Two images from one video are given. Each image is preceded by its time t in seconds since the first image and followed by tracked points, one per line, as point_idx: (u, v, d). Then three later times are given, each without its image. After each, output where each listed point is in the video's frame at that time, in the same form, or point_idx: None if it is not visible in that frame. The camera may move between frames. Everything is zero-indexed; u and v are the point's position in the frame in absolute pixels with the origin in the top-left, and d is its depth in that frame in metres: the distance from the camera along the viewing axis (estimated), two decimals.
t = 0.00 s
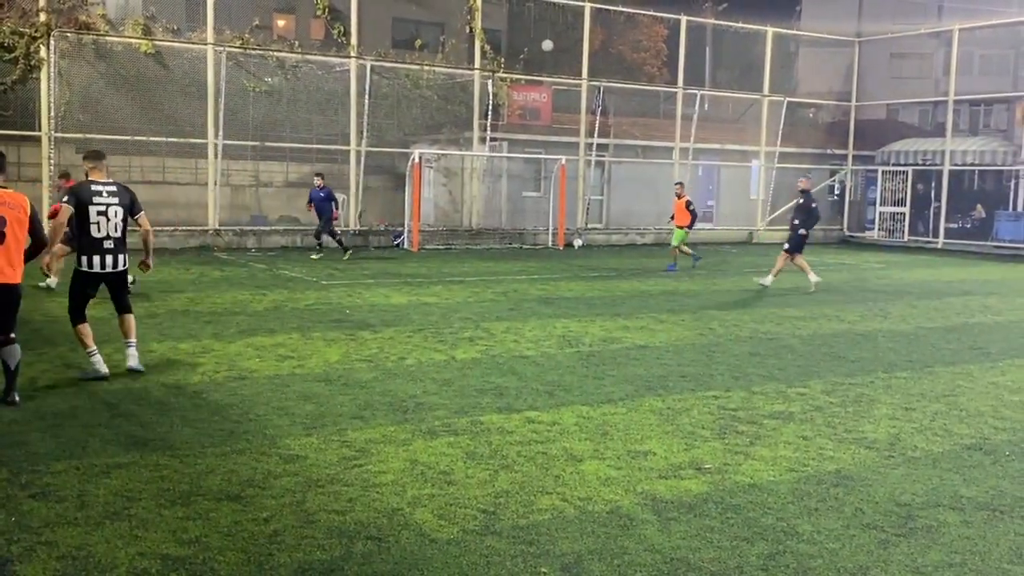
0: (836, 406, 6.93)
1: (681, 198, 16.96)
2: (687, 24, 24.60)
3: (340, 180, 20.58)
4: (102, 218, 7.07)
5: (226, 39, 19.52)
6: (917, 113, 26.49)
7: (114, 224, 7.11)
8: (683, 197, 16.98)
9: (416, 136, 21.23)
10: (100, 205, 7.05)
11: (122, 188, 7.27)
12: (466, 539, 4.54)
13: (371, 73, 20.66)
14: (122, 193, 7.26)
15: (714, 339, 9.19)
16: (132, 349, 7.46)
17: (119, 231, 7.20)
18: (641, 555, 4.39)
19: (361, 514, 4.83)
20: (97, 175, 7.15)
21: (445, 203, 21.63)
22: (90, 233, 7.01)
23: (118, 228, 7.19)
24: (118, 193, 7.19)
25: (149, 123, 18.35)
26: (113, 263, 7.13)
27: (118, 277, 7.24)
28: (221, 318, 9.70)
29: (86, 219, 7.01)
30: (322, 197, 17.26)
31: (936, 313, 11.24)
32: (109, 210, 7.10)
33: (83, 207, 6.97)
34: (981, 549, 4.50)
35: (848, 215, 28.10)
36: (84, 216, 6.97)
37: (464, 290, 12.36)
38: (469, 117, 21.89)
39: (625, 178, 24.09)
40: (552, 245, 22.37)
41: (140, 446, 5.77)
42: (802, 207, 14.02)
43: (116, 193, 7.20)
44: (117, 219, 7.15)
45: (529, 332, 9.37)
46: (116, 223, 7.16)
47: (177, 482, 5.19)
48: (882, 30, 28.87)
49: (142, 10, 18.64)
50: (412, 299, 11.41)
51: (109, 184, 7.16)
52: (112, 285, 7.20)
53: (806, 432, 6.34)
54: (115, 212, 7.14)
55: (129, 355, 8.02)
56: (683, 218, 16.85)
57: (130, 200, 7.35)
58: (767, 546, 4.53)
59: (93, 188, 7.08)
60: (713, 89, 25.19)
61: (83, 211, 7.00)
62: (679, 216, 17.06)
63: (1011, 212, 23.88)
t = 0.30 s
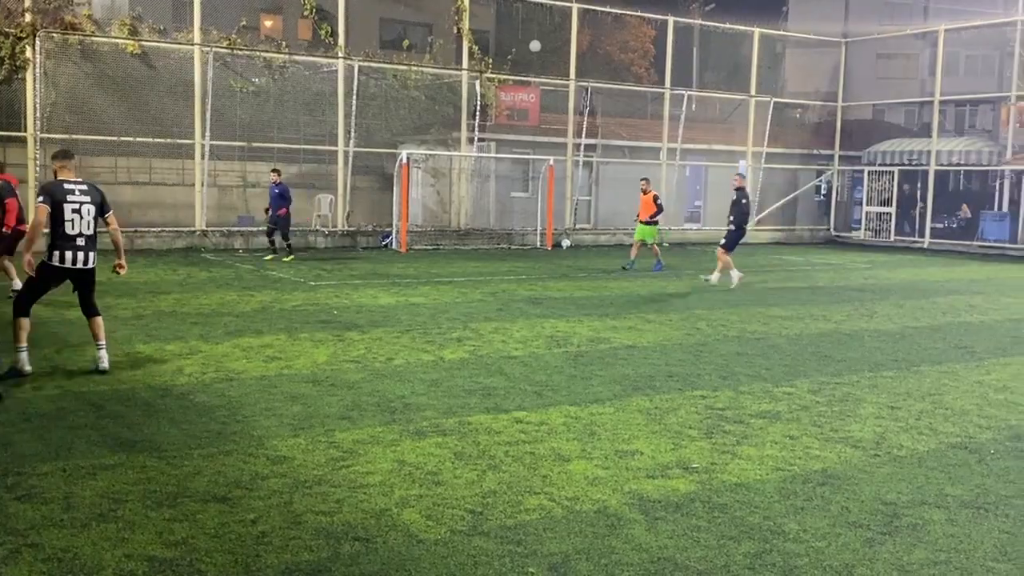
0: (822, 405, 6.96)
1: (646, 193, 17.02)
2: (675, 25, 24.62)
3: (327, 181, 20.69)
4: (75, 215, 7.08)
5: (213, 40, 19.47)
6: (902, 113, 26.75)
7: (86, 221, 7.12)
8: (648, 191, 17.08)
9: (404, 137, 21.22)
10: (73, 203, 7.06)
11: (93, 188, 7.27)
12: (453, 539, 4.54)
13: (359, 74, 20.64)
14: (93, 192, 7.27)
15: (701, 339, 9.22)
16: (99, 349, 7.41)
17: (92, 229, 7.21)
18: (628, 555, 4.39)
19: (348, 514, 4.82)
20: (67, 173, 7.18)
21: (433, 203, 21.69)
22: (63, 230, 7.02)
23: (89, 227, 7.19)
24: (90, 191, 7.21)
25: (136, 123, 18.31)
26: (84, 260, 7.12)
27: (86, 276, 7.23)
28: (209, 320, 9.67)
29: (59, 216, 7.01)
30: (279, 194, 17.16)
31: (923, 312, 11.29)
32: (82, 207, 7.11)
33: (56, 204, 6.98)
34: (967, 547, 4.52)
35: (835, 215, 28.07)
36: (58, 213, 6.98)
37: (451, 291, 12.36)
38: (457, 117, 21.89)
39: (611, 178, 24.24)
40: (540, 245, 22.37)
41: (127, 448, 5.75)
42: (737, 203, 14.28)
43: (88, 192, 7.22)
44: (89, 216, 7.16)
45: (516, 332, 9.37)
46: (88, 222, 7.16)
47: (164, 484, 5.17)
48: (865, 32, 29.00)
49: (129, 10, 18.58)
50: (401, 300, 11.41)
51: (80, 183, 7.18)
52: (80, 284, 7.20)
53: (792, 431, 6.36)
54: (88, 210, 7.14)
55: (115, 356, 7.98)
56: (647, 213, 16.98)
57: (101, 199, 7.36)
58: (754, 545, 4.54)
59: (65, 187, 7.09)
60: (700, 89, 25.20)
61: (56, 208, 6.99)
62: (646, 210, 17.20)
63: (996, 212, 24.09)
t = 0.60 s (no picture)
0: (806, 404, 6.98)
1: (615, 192, 16.48)
2: (659, 25, 24.71)
3: (312, 181, 20.58)
4: (48, 229, 7.08)
5: (197, 40, 19.39)
6: (886, 113, 26.78)
7: (59, 236, 7.11)
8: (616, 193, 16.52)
9: (389, 137, 21.19)
10: (45, 217, 7.05)
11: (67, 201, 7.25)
12: (438, 539, 4.54)
13: (344, 73, 20.62)
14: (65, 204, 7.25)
15: (686, 338, 9.24)
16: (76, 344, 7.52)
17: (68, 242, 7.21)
18: (611, 553, 4.41)
19: (333, 515, 4.82)
20: (44, 188, 7.16)
21: (419, 203, 21.65)
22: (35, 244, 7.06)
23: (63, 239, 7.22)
24: (66, 205, 7.17)
25: (118, 123, 18.21)
26: (57, 273, 7.15)
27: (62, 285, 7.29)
28: (193, 320, 9.64)
29: (31, 231, 7.05)
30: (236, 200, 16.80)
31: (906, 312, 11.34)
32: (55, 221, 7.09)
33: (27, 220, 7.01)
34: (947, 544, 4.55)
35: (818, 215, 28.34)
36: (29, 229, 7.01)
37: (437, 291, 12.34)
38: (442, 117, 21.87)
39: (596, 179, 24.15)
40: (526, 246, 22.39)
41: (111, 449, 5.73)
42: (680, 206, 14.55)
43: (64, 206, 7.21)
44: (63, 230, 7.14)
45: (502, 332, 9.37)
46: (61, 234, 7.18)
47: (148, 485, 5.16)
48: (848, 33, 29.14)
49: (112, 10, 18.48)
50: (386, 300, 11.39)
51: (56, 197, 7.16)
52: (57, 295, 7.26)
53: (776, 430, 6.39)
54: (62, 224, 7.12)
55: (99, 357, 7.94)
56: (615, 214, 16.48)
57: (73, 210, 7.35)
58: (737, 543, 4.56)
59: (41, 201, 7.10)
60: (684, 90, 25.29)
61: (28, 223, 7.03)
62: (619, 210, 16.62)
63: (978, 211, 24.26)
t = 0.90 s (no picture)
0: (788, 403, 7.00)
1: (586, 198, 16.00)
2: (643, 26, 24.78)
3: (296, 181, 20.47)
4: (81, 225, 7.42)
5: (179, 40, 19.29)
6: (868, 113, 26.90)
7: (85, 229, 7.37)
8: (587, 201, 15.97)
9: (373, 137, 21.14)
10: (82, 215, 7.45)
11: (113, 204, 7.55)
12: (421, 540, 4.52)
13: (327, 73, 20.56)
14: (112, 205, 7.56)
15: (670, 338, 9.25)
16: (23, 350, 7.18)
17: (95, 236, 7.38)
18: (596, 554, 4.40)
19: (317, 517, 4.79)
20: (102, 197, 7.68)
21: (403, 203, 21.51)
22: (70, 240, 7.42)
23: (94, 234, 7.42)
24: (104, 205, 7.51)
25: (99, 123, 18.08)
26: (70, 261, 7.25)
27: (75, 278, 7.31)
28: (175, 322, 9.59)
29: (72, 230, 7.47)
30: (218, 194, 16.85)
31: (888, 311, 11.39)
32: (88, 218, 7.43)
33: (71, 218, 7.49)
34: (929, 543, 4.57)
35: (801, 214, 28.40)
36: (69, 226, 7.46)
37: (421, 292, 12.31)
38: (426, 117, 21.83)
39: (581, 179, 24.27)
40: (510, 246, 22.37)
41: (92, 452, 5.68)
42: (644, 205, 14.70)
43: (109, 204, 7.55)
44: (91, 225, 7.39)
45: (486, 333, 9.35)
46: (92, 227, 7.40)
47: (129, 488, 5.12)
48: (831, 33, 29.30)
49: (92, 10, 18.38)
50: (370, 301, 11.35)
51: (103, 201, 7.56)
52: (66, 286, 7.26)
53: (759, 429, 6.40)
54: (91, 219, 7.41)
55: (80, 359, 7.89)
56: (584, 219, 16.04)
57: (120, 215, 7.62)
58: (720, 543, 4.56)
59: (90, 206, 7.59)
60: (668, 90, 25.35)
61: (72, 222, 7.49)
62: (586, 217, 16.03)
63: (960, 210, 24.39)
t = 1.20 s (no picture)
0: (765, 402, 7.04)
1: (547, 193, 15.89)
2: (620, 26, 24.85)
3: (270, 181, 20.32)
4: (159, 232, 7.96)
5: (153, 38, 19.12)
6: (843, 114, 27.22)
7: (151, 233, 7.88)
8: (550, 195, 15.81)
9: (349, 136, 21.04)
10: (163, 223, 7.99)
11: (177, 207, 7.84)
12: (400, 542, 4.50)
13: (303, 72, 20.43)
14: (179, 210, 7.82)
15: (648, 337, 9.28)
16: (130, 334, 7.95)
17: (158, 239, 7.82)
18: (575, 553, 4.40)
19: (294, 519, 4.76)
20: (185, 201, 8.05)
21: (379, 203, 21.48)
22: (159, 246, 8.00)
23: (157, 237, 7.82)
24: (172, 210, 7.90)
25: (73, 122, 17.87)
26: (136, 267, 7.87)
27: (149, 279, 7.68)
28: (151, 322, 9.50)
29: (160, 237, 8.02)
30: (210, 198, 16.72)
31: (863, 310, 11.50)
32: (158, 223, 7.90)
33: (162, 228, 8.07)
34: (905, 540, 4.61)
35: (776, 214, 28.63)
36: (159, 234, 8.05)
37: (399, 292, 12.26)
38: (403, 117, 21.76)
39: (560, 178, 24.19)
40: (488, 246, 22.34)
41: (65, 454, 5.60)
42: (617, 204, 14.73)
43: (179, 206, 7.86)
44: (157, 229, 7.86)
45: (464, 333, 9.33)
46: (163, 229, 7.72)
47: (103, 490, 5.05)
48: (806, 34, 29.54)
49: (66, 8, 18.17)
50: (347, 301, 11.30)
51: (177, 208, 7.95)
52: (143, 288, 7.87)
53: (736, 428, 6.44)
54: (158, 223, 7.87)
55: (53, 360, 7.79)
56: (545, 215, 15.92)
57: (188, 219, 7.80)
58: (699, 541, 4.58)
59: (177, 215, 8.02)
60: (645, 91, 25.45)
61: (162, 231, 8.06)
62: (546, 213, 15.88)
63: (933, 210, 24.67)
